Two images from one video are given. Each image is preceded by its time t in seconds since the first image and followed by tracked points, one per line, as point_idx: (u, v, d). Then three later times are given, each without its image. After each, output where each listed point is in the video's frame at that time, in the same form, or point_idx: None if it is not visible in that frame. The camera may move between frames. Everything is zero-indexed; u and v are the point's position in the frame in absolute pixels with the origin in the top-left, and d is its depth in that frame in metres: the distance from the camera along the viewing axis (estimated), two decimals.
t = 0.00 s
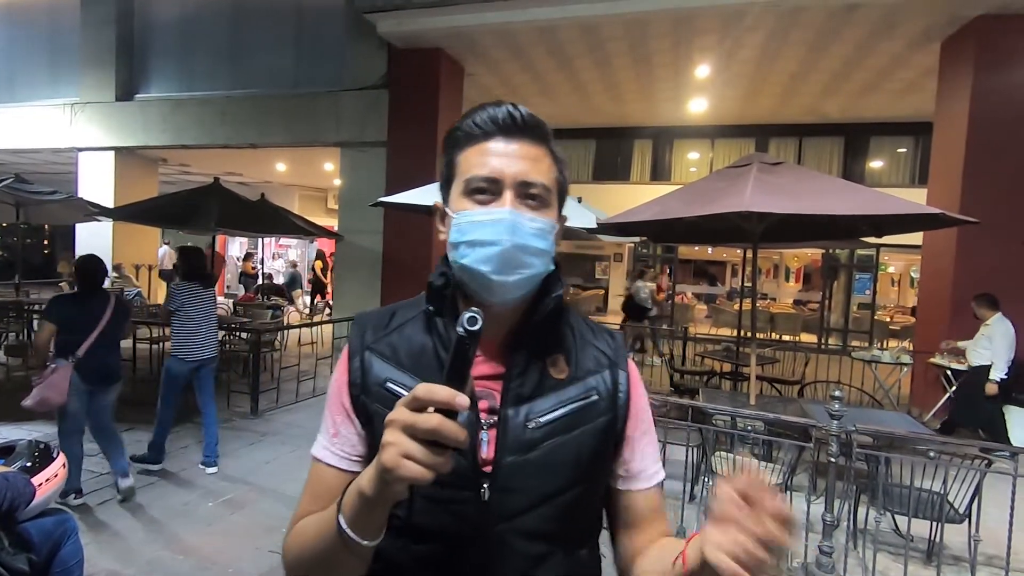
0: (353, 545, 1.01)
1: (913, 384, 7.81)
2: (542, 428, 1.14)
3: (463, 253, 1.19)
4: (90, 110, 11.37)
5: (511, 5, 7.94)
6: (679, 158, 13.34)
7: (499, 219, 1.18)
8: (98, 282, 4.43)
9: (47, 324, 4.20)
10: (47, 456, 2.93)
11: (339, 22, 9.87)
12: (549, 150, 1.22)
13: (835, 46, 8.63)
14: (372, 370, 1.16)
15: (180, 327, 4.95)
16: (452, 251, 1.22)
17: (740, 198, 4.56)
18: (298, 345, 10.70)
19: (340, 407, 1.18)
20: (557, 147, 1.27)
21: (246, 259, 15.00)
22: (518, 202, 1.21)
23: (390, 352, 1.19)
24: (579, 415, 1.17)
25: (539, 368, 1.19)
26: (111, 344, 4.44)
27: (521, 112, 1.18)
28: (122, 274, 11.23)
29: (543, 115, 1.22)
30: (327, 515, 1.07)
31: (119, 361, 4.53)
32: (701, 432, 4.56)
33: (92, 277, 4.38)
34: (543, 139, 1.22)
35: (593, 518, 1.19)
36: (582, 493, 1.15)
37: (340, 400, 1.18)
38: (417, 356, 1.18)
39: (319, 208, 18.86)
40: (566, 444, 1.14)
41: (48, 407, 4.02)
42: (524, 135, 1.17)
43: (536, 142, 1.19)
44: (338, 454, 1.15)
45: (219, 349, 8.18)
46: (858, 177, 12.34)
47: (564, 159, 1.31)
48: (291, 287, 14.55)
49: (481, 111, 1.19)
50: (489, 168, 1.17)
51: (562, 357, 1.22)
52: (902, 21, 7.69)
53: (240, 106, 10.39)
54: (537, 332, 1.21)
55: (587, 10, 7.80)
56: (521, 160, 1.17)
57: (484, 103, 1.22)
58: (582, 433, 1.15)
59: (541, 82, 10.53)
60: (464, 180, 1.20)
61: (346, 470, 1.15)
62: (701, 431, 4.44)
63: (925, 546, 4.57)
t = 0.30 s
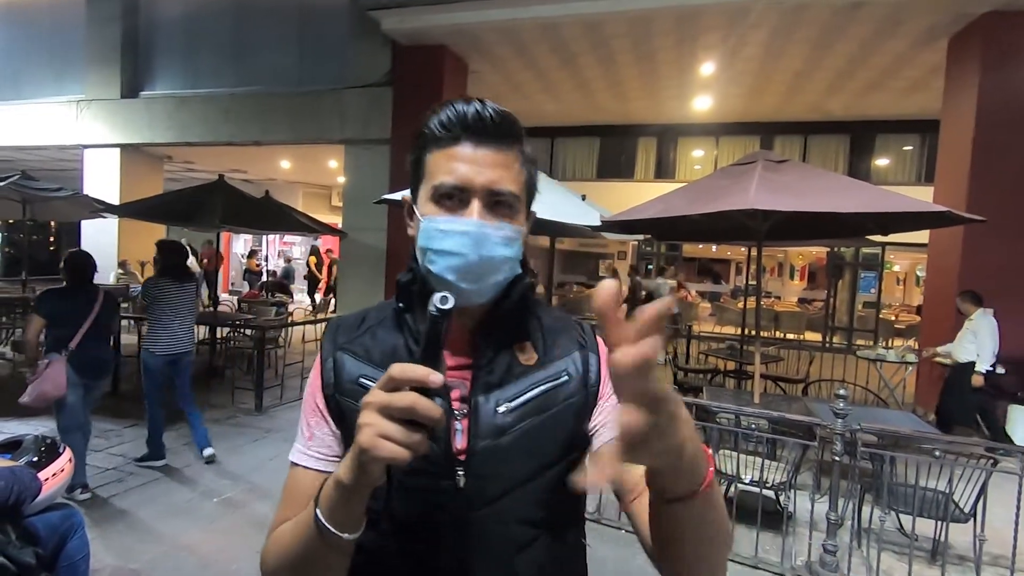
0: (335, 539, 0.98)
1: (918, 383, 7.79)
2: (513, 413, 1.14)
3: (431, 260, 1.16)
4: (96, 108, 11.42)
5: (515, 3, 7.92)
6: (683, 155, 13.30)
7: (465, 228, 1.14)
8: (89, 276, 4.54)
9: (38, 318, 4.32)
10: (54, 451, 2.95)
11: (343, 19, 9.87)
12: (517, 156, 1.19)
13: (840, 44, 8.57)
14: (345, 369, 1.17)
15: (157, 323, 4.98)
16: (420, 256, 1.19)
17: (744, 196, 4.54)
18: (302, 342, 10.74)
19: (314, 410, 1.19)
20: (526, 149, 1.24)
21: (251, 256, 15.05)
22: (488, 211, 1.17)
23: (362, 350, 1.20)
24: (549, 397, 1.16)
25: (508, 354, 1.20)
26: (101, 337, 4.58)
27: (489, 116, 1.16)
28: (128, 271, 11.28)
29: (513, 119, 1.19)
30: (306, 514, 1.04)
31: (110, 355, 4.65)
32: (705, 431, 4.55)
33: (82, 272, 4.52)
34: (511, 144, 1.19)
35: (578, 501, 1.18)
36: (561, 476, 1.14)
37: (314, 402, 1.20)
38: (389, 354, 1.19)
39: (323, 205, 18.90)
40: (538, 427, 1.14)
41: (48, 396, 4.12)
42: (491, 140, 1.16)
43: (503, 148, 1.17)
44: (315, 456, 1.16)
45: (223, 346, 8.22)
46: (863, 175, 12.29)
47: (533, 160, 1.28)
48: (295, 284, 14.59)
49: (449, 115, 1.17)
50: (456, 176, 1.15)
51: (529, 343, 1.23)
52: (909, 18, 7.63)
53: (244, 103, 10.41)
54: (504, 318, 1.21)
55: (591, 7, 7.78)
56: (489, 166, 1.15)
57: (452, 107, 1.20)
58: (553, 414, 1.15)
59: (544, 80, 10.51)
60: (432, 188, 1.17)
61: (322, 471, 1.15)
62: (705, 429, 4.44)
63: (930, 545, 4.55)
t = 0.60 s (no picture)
0: (309, 531, 1.02)
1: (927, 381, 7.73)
2: (497, 413, 1.14)
3: (412, 239, 1.20)
4: (106, 105, 11.50)
5: None
6: (691, 152, 13.24)
7: (446, 200, 1.20)
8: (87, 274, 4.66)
9: (39, 312, 4.44)
10: (67, 445, 2.98)
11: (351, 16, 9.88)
12: (497, 142, 1.26)
13: (851, 38, 8.46)
14: (333, 364, 1.17)
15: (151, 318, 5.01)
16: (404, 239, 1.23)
17: (752, 192, 4.50)
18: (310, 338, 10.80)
19: (306, 408, 1.21)
20: (507, 138, 1.31)
21: (260, 253, 15.13)
22: (468, 188, 1.24)
23: (350, 349, 1.20)
24: (535, 396, 1.16)
25: (495, 352, 1.21)
26: (97, 332, 4.73)
27: (470, 106, 1.22)
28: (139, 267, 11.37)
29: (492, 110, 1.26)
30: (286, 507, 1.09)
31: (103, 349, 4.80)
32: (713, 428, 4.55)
33: (82, 271, 4.65)
34: (491, 130, 1.26)
35: (567, 501, 1.18)
36: (548, 476, 1.14)
37: (306, 400, 1.22)
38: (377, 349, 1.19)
39: (332, 202, 18.97)
40: (525, 426, 1.14)
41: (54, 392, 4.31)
42: (473, 127, 1.22)
43: (487, 135, 1.23)
44: (303, 451, 1.18)
45: (233, 342, 8.28)
46: (874, 172, 12.18)
47: (516, 150, 1.35)
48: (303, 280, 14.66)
49: (433, 106, 1.23)
50: (437, 156, 1.21)
51: (519, 341, 1.24)
52: (922, 12, 7.53)
53: (253, 101, 10.46)
54: (490, 315, 1.22)
55: (599, 3, 7.75)
56: (469, 148, 1.21)
57: (436, 99, 1.25)
58: (540, 413, 1.15)
59: (552, 76, 10.49)
60: (416, 171, 1.24)
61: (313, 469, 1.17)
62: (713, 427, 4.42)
63: (940, 544, 4.52)
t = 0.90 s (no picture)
0: (321, 533, 1.01)
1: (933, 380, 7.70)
2: (508, 410, 1.14)
3: (413, 237, 1.17)
4: (112, 104, 11.56)
5: None
6: (695, 150, 13.21)
7: (447, 196, 1.17)
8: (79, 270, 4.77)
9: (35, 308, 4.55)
10: (72, 441, 3.00)
11: (354, 14, 9.88)
12: (496, 135, 1.24)
13: (857, 35, 8.39)
14: (334, 365, 1.17)
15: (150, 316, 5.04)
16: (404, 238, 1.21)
17: (756, 190, 4.48)
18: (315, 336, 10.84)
19: (303, 408, 1.20)
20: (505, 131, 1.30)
21: (264, 251, 15.18)
22: (469, 183, 1.22)
23: (351, 347, 1.20)
24: (544, 393, 1.17)
25: (502, 349, 1.21)
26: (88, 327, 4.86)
27: (469, 99, 1.20)
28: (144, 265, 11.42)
29: (490, 104, 1.25)
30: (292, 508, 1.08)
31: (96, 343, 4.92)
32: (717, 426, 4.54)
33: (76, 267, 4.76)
34: (490, 123, 1.24)
35: (569, 495, 1.20)
36: (554, 471, 1.15)
37: (304, 399, 1.21)
38: (379, 347, 1.20)
39: (336, 200, 19.00)
40: (533, 423, 1.15)
41: (35, 393, 4.47)
42: (472, 121, 1.21)
43: (486, 128, 1.22)
44: (303, 453, 1.18)
45: (237, 340, 8.31)
46: (880, 170, 12.12)
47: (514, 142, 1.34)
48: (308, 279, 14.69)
49: (431, 101, 1.21)
50: (436, 150, 1.19)
51: (524, 338, 1.24)
52: (929, 9, 7.46)
53: (257, 99, 10.48)
54: (496, 313, 1.21)
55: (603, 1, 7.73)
56: (469, 142, 1.19)
57: (432, 94, 1.24)
58: (549, 411, 1.16)
59: (556, 74, 10.47)
60: (414, 166, 1.22)
61: (311, 468, 1.17)
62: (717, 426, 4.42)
63: (945, 544, 4.50)
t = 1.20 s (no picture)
0: (342, 532, 0.96)
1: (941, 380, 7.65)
2: (522, 407, 1.15)
3: (422, 241, 1.18)
4: (119, 105, 11.63)
5: None
6: (701, 148, 13.17)
7: (457, 200, 1.17)
8: (66, 266, 4.84)
9: (25, 308, 4.62)
10: (81, 440, 3.03)
11: (360, 14, 9.90)
12: (505, 135, 1.24)
13: (864, 31, 8.32)
14: (344, 367, 1.16)
15: (143, 313, 5.10)
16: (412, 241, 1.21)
17: (763, 189, 4.46)
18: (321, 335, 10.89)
19: (312, 408, 1.18)
20: (512, 131, 1.30)
21: (271, 251, 15.25)
22: (478, 185, 1.21)
23: (360, 347, 1.20)
24: (555, 389, 1.17)
25: (512, 348, 1.21)
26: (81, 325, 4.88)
27: (478, 99, 1.20)
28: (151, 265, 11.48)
29: (498, 104, 1.25)
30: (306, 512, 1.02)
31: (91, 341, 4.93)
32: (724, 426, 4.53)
33: (63, 262, 4.81)
34: (499, 126, 1.24)
35: (577, 490, 1.21)
36: (566, 467, 1.16)
37: (311, 400, 1.18)
38: (388, 348, 1.20)
39: (341, 200, 19.06)
40: (546, 419, 1.15)
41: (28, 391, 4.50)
42: (481, 121, 1.20)
43: (495, 128, 1.22)
44: (316, 454, 1.15)
45: (244, 339, 8.35)
46: (887, 168, 12.05)
47: (521, 140, 1.33)
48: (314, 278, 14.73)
49: (440, 101, 1.20)
50: (445, 153, 1.18)
51: (532, 337, 1.24)
52: (937, 6, 7.41)
53: (264, 100, 10.52)
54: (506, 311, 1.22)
55: None
56: (478, 144, 1.19)
57: (439, 93, 1.23)
58: (561, 408, 1.16)
59: (561, 73, 10.46)
60: (421, 168, 1.21)
61: (323, 469, 1.14)
62: (723, 425, 4.39)
63: (953, 545, 4.47)
